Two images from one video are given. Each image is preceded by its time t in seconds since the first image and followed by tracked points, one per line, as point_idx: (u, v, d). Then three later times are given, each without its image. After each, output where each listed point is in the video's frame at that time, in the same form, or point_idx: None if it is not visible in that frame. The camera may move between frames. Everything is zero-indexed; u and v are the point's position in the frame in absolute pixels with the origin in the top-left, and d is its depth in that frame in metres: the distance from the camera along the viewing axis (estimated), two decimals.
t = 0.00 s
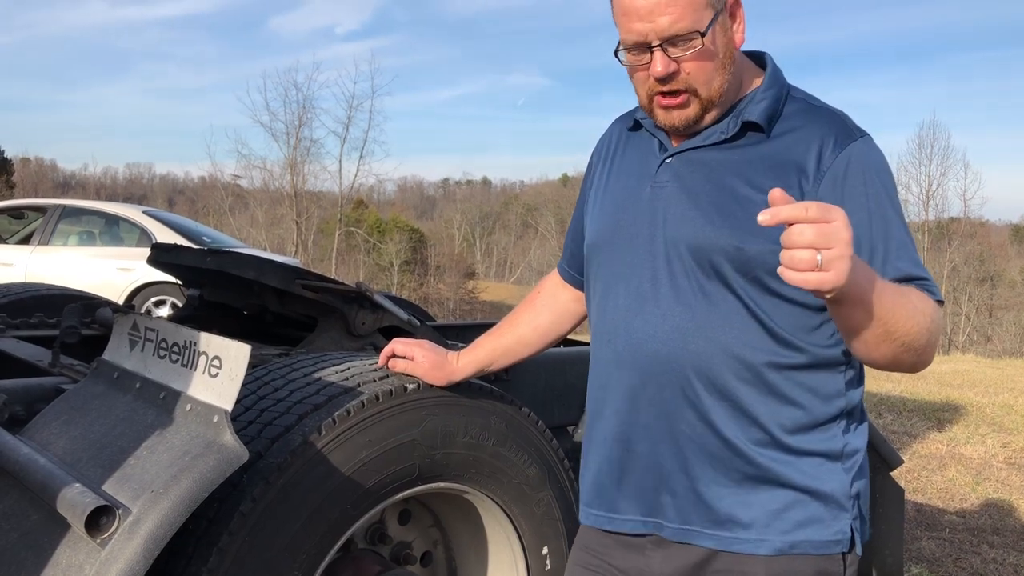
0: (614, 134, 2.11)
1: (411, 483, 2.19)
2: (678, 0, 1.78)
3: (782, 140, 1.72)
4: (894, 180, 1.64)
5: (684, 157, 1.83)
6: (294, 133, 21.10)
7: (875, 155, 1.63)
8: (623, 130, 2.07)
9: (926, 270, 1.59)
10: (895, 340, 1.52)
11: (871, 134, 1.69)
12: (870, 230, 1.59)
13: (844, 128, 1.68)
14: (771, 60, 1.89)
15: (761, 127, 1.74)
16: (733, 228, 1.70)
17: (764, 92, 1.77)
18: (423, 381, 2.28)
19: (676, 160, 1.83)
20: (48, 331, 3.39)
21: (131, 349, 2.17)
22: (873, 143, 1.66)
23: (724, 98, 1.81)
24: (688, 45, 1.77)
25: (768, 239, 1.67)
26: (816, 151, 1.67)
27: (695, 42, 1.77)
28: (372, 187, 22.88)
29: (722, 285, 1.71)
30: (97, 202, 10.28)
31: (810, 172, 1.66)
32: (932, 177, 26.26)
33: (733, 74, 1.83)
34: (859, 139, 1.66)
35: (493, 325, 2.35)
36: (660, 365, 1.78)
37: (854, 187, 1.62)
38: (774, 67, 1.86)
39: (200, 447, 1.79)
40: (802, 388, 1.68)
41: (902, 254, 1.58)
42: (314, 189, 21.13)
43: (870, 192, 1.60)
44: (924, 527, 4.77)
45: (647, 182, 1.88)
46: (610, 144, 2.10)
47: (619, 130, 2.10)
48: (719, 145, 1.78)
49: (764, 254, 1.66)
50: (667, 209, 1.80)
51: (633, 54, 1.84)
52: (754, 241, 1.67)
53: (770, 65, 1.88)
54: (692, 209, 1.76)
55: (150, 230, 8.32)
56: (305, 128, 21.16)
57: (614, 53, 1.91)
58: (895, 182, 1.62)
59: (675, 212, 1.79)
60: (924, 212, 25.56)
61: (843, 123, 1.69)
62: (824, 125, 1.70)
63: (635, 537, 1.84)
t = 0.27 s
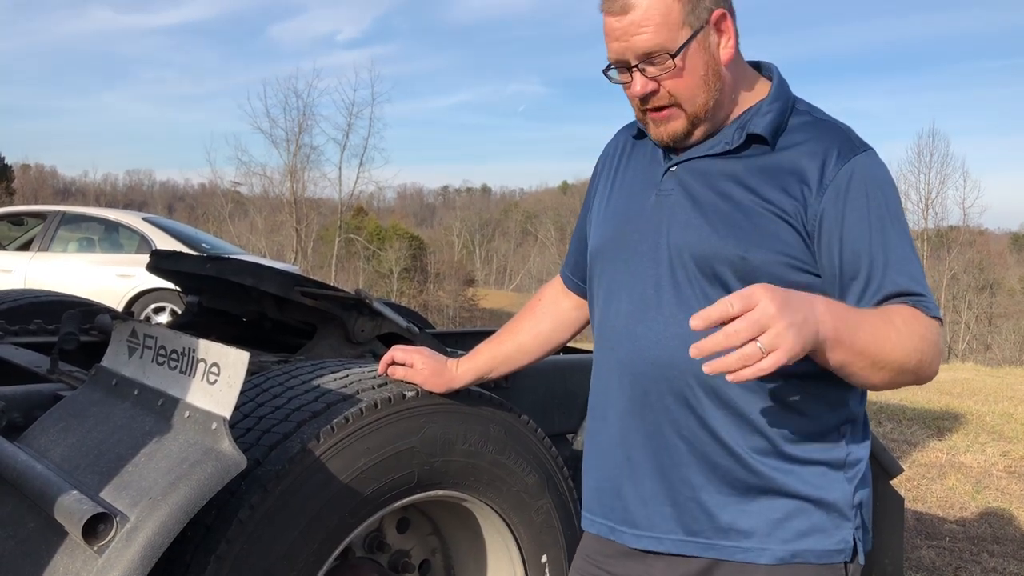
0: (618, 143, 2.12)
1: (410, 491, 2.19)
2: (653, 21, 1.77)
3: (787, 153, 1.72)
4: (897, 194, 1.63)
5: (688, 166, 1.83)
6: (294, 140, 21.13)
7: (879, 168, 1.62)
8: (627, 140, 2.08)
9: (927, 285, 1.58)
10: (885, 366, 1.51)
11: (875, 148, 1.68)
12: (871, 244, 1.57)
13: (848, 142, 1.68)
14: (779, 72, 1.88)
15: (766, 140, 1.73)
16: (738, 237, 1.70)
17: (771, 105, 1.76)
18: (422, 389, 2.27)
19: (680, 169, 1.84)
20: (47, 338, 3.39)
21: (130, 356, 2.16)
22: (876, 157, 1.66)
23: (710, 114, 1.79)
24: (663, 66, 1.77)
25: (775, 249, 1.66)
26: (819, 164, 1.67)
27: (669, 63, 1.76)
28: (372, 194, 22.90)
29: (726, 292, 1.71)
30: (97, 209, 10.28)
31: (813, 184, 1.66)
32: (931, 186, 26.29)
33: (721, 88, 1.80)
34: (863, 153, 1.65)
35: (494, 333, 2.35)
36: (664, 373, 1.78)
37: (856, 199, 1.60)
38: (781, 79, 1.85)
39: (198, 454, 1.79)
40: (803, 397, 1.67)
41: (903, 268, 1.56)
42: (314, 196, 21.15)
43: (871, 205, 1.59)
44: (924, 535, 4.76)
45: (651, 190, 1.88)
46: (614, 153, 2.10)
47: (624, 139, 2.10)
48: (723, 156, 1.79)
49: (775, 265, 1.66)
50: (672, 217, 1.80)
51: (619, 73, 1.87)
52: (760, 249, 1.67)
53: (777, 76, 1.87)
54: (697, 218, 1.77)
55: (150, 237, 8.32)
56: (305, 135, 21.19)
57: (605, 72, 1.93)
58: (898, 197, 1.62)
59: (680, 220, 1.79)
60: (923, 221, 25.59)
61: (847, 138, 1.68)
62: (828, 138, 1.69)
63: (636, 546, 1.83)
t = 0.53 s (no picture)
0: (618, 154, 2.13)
1: (408, 498, 2.19)
2: (646, 41, 1.79)
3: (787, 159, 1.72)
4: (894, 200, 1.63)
5: (685, 174, 1.83)
6: (293, 147, 21.14)
7: (876, 173, 1.63)
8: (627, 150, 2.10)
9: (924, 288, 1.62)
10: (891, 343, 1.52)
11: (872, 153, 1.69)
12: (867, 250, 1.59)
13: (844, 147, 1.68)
14: (776, 80, 1.89)
15: (763, 146, 1.74)
16: (732, 244, 1.70)
17: (767, 111, 1.78)
18: (420, 397, 2.27)
19: (677, 177, 1.84)
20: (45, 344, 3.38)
21: (128, 363, 2.16)
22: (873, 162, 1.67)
23: (711, 126, 1.80)
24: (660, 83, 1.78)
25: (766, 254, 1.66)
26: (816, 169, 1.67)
27: (666, 79, 1.77)
28: (370, 201, 22.91)
29: (719, 298, 1.71)
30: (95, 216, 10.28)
31: (808, 189, 1.66)
32: (929, 195, 26.34)
33: (720, 99, 1.81)
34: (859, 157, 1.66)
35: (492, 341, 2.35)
36: (658, 379, 1.78)
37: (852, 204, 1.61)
38: (778, 86, 1.87)
39: (195, 461, 1.79)
40: (799, 406, 1.67)
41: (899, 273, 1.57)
42: (313, 203, 21.16)
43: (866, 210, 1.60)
44: (921, 544, 4.76)
45: (647, 198, 1.89)
46: (614, 163, 2.12)
47: (624, 150, 2.12)
48: (721, 164, 1.78)
49: (765, 268, 1.65)
50: (668, 224, 1.81)
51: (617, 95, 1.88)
52: (753, 255, 1.67)
53: (774, 84, 1.89)
54: (691, 224, 1.77)
55: (148, 243, 8.32)
56: (304, 142, 21.20)
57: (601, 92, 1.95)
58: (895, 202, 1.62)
59: (675, 226, 1.79)
60: (920, 229, 25.63)
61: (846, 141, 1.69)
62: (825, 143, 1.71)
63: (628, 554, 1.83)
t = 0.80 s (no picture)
0: (613, 166, 2.15)
1: (406, 507, 2.18)
2: (609, 66, 1.81)
3: (766, 168, 1.72)
4: (882, 204, 1.64)
5: (670, 187, 1.84)
6: (291, 156, 21.16)
7: (860, 180, 1.64)
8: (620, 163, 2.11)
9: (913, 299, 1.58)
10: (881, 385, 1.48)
11: (855, 157, 1.69)
12: (851, 256, 1.58)
13: (827, 154, 1.68)
14: (758, 85, 1.89)
15: (742, 159, 1.74)
16: (714, 257, 1.71)
17: (747, 122, 1.77)
18: (418, 405, 2.28)
19: (662, 190, 1.85)
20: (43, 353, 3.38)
21: (126, 371, 2.16)
22: (857, 167, 1.67)
23: (672, 154, 1.81)
24: (618, 111, 1.80)
25: (749, 267, 1.67)
26: (799, 175, 1.68)
27: (623, 108, 1.79)
28: (368, 209, 22.93)
29: (703, 312, 1.72)
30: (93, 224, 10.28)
31: (790, 198, 1.67)
32: (926, 203, 26.40)
33: (685, 127, 1.81)
34: (842, 164, 1.66)
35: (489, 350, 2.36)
36: (648, 393, 1.79)
37: (837, 211, 1.61)
38: (761, 91, 1.86)
39: (194, 469, 1.79)
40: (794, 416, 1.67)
41: (884, 278, 1.56)
42: (311, 211, 21.17)
43: (851, 216, 1.60)
44: (920, 552, 4.76)
45: (635, 212, 1.90)
46: (608, 176, 2.13)
47: (618, 163, 2.13)
48: (702, 176, 1.80)
49: (750, 281, 1.67)
50: (654, 237, 1.82)
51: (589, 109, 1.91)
52: (735, 267, 1.68)
53: (758, 89, 1.88)
54: (677, 238, 1.78)
55: (146, 251, 8.32)
56: (302, 150, 21.21)
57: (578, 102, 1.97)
58: (882, 207, 1.63)
59: (661, 240, 1.80)
60: (918, 237, 25.68)
61: (826, 148, 1.70)
62: (805, 150, 1.70)
63: (629, 567, 1.83)
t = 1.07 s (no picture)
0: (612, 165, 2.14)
1: (407, 511, 2.18)
2: (615, 60, 1.81)
3: (761, 168, 1.72)
4: (876, 205, 1.63)
5: (667, 186, 1.84)
6: (290, 160, 21.15)
7: (853, 181, 1.63)
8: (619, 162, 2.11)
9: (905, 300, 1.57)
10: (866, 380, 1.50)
11: (851, 157, 1.69)
12: (843, 257, 1.58)
13: (823, 154, 1.68)
14: (757, 86, 1.89)
15: (739, 157, 1.74)
16: (707, 258, 1.71)
17: (745, 120, 1.77)
18: (419, 409, 2.27)
19: (659, 190, 1.85)
20: (42, 359, 3.38)
21: (125, 378, 2.16)
22: (851, 168, 1.66)
23: (679, 147, 1.81)
24: (625, 104, 1.80)
25: (742, 268, 1.67)
26: (793, 176, 1.68)
27: (631, 101, 1.79)
28: (367, 213, 22.92)
29: (695, 314, 1.71)
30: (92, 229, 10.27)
31: (784, 199, 1.67)
32: (924, 202, 26.40)
33: (692, 121, 1.81)
34: (836, 165, 1.66)
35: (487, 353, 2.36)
36: (641, 394, 1.79)
37: (829, 213, 1.61)
38: (759, 91, 1.86)
39: (194, 474, 1.78)
40: (788, 418, 1.66)
41: (876, 279, 1.56)
42: (309, 215, 21.18)
43: (843, 218, 1.60)
44: (921, 552, 4.75)
45: (632, 212, 1.89)
46: (608, 175, 2.13)
47: (617, 161, 2.13)
48: (699, 176, 1.79)
49: (742, 284, 1.66)
50: (649, 238, 1.82)
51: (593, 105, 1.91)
52: (728, 269, 1.68)
53: (756, 89, 1.89)
54: (671, 238, 1.77)
55: (145, 257, 8.31)
56: (300, 154, 21.20)
57: (579, 98, 1.98)
58: (876, 208, 1.62)
59: (656, 241, 1.80)
60: (917, 237, 25.69)
61: (821, 147, 1.70)
62: (801, 150, 1.71)
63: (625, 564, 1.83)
